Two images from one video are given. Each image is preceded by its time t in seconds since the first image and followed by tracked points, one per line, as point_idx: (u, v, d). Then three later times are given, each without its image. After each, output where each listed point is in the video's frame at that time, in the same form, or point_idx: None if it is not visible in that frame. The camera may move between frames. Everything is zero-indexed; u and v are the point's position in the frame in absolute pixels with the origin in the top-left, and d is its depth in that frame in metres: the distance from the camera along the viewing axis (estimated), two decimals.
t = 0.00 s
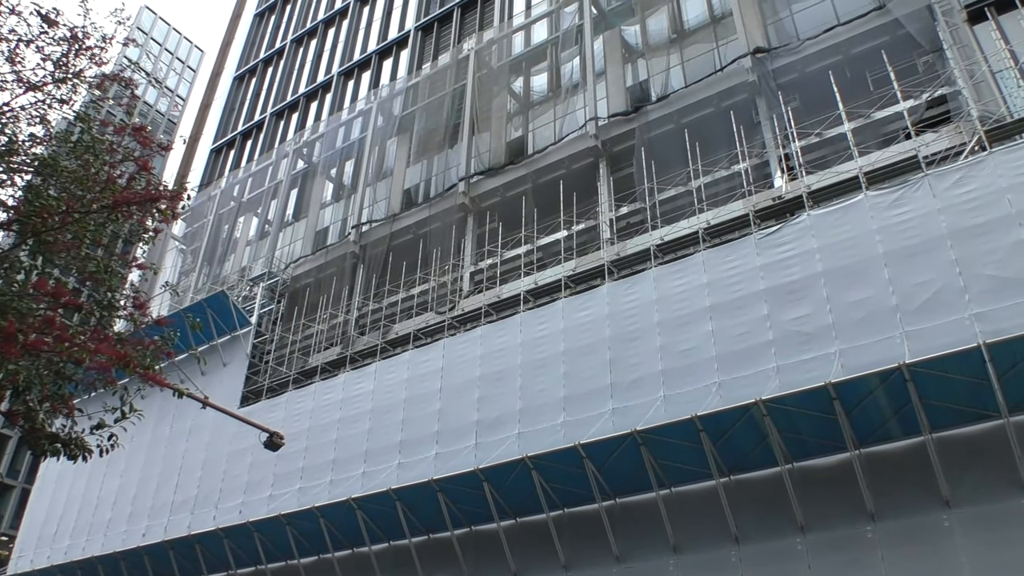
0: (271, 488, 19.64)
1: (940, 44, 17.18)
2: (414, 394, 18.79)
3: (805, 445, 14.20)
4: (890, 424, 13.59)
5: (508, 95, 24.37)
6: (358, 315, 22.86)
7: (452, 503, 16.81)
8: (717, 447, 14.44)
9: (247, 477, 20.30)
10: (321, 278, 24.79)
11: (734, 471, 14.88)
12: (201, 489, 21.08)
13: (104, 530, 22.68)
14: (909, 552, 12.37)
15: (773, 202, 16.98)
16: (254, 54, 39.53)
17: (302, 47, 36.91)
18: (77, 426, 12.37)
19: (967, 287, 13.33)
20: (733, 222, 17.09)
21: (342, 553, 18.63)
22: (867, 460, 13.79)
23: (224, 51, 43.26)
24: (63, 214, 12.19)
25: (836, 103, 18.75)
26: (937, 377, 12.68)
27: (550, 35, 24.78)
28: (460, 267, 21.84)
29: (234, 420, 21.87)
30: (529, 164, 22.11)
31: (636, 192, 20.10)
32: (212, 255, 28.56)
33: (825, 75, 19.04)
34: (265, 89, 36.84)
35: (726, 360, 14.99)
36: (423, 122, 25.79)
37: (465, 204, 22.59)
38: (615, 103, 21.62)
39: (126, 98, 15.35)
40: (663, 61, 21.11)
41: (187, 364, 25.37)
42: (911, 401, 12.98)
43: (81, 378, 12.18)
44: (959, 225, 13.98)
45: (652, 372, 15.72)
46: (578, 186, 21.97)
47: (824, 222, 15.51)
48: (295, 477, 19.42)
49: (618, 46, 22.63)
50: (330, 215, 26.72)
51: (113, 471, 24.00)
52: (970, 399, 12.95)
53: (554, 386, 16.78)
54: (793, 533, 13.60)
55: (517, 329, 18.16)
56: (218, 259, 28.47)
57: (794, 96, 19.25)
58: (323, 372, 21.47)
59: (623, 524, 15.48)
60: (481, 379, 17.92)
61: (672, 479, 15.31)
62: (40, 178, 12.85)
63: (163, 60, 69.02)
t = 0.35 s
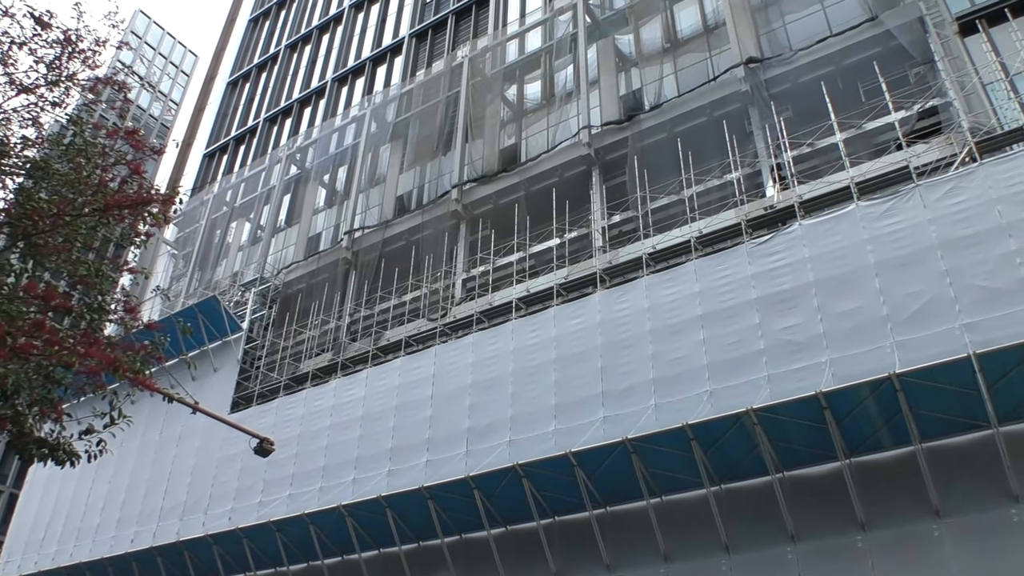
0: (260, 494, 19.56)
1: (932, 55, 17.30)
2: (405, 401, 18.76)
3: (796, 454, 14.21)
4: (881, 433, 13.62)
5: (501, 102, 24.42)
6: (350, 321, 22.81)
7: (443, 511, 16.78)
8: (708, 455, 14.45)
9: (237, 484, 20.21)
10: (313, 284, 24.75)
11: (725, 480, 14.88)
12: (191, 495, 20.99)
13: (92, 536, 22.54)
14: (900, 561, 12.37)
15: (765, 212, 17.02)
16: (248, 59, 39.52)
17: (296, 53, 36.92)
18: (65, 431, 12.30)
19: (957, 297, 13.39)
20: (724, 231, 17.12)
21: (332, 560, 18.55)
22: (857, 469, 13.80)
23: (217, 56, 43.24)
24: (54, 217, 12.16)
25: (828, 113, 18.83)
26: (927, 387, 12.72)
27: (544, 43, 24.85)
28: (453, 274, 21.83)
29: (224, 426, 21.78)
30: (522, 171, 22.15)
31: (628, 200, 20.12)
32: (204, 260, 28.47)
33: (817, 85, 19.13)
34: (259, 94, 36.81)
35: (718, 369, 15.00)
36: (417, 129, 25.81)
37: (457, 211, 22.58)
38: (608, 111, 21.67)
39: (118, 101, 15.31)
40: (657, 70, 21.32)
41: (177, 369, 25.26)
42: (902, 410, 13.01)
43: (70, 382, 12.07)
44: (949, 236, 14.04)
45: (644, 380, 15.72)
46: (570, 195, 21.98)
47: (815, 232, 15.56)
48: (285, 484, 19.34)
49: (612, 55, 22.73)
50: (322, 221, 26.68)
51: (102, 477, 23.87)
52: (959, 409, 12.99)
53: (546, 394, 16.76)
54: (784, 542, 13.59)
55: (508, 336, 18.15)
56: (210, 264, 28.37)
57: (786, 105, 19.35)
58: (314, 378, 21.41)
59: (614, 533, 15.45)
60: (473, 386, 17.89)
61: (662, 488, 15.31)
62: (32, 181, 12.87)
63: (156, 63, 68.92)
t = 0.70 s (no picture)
0: (250, 500, 19.46)
1: (923, 67, 17.40)
2: (396, 407, 18.71)
3: (787, 463, 14.22)
4: (872, 443, 13.63)
5: (495, 109, 24.47)
6: (341, 327, 22.75)
7: (433, 518, 16.72)
8: (699, 464, 14.45)
9: (226, 489, 20.11)
10: (305, 289, 24.69)
11: (716, 488, 14.88)
12: (180, 500, 20.86)
13: (80, 541, 22.39)
14: (889, 570, 12.36)
15: (757, 221, 17.05)
16: (242, 64, 39.50)
17: (290, 58, 36.92)
18: (53, 436, 12.19)
19: (948, 307, 13.43)
20: (717, 240, 17.14)
21: (321, 567, 18.45)
22: (848, 479, 13.81)
23: (211, 60, 43.18)
24: (45, 219, 12.10)
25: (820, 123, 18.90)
26: (917, 397, 12.75)
27: (539, 50, 24.92)
28: (445, 280, 21.81)
29: (214, 431, 21.69)
30: (515, 179, 22.17)
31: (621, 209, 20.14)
32: (196, 265, 28.37)
33: (810, 95, 19.14)
34: (253, 98, 36.78)
35: (709, 377, 15.01)
36: (411, 135, 25.81)
37: (450, 217, 22.56)
38: (602, 119, 21.74)
39: (112, 104, 15.28)
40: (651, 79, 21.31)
41: (168, 373, 25.13)
42: (893, 420, 13.03)
43: (59, 386, 12.00)
44: (941, 246, 14.09)
45: (636, 388, 15.71)
46: (564, 202, 22.05)
47: (807, 242, 15.60)
48: (274, 490, 19.24)
49: (606, 63, 22.82)
50: (315, 226, 26.63)
51: (91, 481, 23.73)
52: (950, 419, 13.03)
53: (537, 401, 16.74)
54: (774, 551, 13.57)
55: (500, 343, 18.13)
56: (202, 268, 28.28)
57: (779, 115, 19.42)
58: (305, 384, 21.33)
59: (605, 540, 15.41)
60: (464, 393, 17.86)
61: (653, 496, 15.29)
62: (23, 183, 12.80)
63: (150, 67, 68.82)
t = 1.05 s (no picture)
0: (238, 506, 19.37)
1: (915, 80, 17.57)
2: (386, 413, 18.67)
3: (776, 473, 14.24)
4: (861, 453, 13.67)
5: (489, 117, 24.51)
6: (332, 333, 22.69)
7: (422, 525, 16.67)
8: (689, 473, 14.45)
9: (215, 495, 20.02)
10: (296, 294, 24.64)
11: (706, 498, 14.88)
12: (168, 505, 20.76)
13: (66, 546, 22.25)
14: None
15: (749, 231, 17.09)
16: (236, 68, 39.46)
17: (284, 63, 36.91)
18: (41, 439, 12.07)
19: (938, 318, 13.49)
20: (709, 249, 17.16)
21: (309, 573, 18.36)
22: (837, 488, 13.84)
23: (205, 64, 43.10)
24: (36, 221, 12.06)
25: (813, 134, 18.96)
26: (907, 408, 12.78)
27: (533, 58, 24.98)
28: (437, 287, 21.77)
29: (204, 435, 21.60)
30: (507, 186, 22.19)
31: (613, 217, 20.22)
32: (187, 269, 28.27)
33: (802, 106, 19.24)
34: (247, 102, 36.75)
35: (700, 386, 15.02)
36: (404, 141, 25.81)
37: (442, 224, 22.51)
38: (595, 128, 21.82)
39: (104, 106, 15.25)
40: (644, 88, 21.47)
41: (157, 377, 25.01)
42: (882, 430, 13.06)
43: (47, 389, 11.92)
44: (931, 258, 14.16)
45: (626, 397, 15.71)
46: (556, 209, 21.88)
47: (798, 252, 15.65)
48: (263, 495, 19.16)
49: (600, 71, 22.93)
50: (307, 231, 26.60)
51: (79, 486, 23.60)
52: (940, 430, 13.07)
53: (528, 409, 16.73)
54: (763, 561, 13.57)
55: (491, 351, 18.12)
56: (193, 272, 28.18)
57: (772, 126, 19.52)
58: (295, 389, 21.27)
59: (594, 549, 15.39)
60: (455, 400, 17.83)
61: (643, 505, 15.29)
62: (14, 184, 12.76)
63: (144, 70, 68.71)
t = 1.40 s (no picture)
0: (226, 512, 19.26)
1: (905, 91, 17.56)
2: (376, 420, 18.62)
3: (766, 482, 14.24)
4: (851, 462, 13.69)
5: (481, 124, 24.55)
6: (322, 339, 22.62)
7: (411, 532, 16.61)
8: (679, 481, 14.45)
9: (203, 501, 19.92)
10: (286, 300, 24.57)
11: (695, 507, 14.88)
12: (156, 511, 20.64)
13: (52, 552, 22.10)
14: None
15: (739, 240, 17.13)
16: (229, 73, 39.42)
17: (277, 68, 36.89)
18: (27, 445, 11.95)
19: (928, 328, 13.54)
20: (700, 258, 17.18)
21: None
22: (827, 498, 13.85)
23: (197, 69, 43.01)
24: (26, 225, 12.00)
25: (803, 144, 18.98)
26: (896, 418, 12.81)
27: (526, 66, 25.03)
28: (427, 294, 21.74)
29: (192, 441, 21.50)
30: (499, 194, 22.23)
31: (604, 226, 20.19)
32: (178, 274, 28.16)
33: (794, 116, 19.32)
34: (239, 107, 36.70)
35: (690, 395, 15.03)
36: (396, 148, 25.80)
37: (433, 231, 22.57)
38: (587, 137, 21.88)
39: (96, 111, 15.20)
40: (636, 97, 21.52)
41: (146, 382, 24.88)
42: (871, 440, 13.09)
43: (34, 395, 11.81)
44: (921, 268, 14.21)
45: (617, 405, 15.70)
46: (547, 217, 22.03)
47: (788, 261, 15.69)
48: (251, 502, 19.06)
49: (592, 80, 23.02)
50: (298, 237, 26.54)
51: (66, 491, 23.46)
52: (929, 440, 13.10)
53: (518, 417, 16.70)
54: (752, 569, 13.54)
55: (482, 358, 18.10)
56: (183, 278, 28.07)
57: (763, 135, 19.48)
58: (284, 396, 21.20)
59: (583, 557, 15.35)
60: (445, 407, 17.79)
61: (633, 513, 15.27)
62: (4, 188, 12.70)
63: (136, 75, 68.55)
